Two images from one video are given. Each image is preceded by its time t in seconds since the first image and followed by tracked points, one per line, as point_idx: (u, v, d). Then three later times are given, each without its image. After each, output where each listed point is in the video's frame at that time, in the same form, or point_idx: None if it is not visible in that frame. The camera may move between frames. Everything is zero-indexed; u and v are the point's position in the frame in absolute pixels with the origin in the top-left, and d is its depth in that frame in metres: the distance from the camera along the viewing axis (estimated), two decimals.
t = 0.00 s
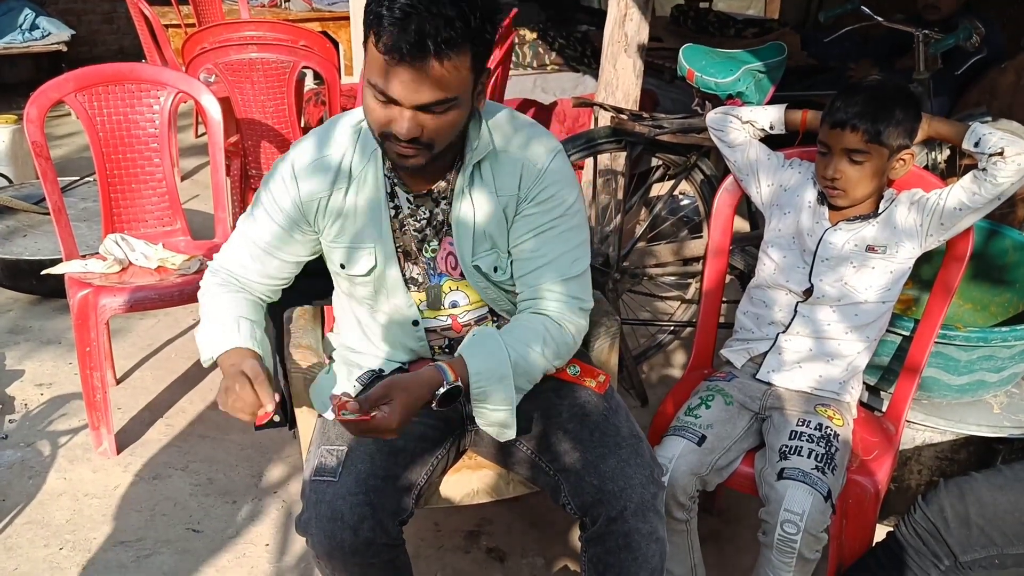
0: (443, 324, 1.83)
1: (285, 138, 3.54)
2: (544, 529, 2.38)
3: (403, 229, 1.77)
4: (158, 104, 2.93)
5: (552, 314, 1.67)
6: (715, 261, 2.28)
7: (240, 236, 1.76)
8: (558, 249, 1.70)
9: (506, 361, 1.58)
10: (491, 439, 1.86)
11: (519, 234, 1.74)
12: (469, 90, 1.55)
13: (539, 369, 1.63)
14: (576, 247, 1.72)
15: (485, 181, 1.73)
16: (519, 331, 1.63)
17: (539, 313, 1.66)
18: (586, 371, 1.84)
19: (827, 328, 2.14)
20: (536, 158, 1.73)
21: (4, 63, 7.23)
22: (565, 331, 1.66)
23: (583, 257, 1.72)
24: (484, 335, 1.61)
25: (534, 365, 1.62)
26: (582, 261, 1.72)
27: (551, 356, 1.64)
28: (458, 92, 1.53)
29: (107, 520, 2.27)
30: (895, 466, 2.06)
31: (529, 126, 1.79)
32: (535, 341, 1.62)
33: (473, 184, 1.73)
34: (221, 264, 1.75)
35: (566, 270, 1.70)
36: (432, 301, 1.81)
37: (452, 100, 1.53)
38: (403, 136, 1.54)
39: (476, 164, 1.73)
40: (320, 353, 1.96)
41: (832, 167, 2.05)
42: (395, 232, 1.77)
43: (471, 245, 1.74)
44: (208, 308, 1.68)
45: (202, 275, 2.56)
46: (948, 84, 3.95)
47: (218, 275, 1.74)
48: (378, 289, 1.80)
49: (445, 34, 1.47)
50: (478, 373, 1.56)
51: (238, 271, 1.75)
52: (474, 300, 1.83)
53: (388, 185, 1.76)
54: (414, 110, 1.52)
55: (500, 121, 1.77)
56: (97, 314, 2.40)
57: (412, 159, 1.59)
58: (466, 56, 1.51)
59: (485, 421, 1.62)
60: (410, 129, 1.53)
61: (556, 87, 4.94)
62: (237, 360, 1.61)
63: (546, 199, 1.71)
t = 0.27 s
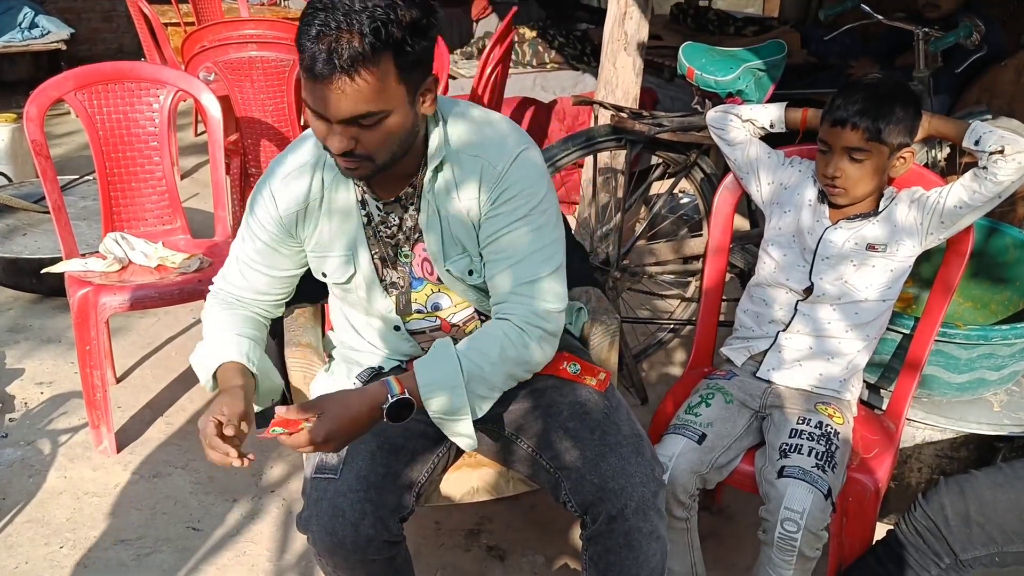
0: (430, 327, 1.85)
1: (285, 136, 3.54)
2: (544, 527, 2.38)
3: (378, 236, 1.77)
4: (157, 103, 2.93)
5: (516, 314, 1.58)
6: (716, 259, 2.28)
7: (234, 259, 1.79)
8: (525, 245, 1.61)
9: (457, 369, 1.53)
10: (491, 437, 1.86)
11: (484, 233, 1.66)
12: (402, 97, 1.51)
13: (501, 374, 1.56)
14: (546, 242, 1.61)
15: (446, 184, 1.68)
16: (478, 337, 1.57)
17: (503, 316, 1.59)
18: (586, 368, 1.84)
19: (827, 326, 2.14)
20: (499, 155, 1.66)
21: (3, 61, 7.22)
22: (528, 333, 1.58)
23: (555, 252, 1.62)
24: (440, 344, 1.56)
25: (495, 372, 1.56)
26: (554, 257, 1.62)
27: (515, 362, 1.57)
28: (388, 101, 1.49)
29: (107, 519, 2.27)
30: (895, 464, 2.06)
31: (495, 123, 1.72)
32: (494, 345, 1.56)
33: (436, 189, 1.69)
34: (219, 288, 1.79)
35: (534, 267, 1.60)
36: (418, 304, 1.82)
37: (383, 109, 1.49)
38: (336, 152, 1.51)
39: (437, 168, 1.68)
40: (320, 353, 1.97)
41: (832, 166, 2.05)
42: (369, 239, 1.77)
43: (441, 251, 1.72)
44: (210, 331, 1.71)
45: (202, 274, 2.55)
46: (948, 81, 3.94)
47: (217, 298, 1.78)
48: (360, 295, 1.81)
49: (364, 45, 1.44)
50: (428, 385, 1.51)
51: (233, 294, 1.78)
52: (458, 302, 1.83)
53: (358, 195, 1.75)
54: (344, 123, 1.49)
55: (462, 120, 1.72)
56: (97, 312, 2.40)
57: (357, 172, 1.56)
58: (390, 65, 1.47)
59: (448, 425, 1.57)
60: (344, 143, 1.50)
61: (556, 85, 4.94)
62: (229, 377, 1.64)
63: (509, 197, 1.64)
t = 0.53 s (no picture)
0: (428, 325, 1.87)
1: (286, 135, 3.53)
2: (546, 524, 2.39)
3: (366, 241, 1.79)
4: (158, 101, 2.93)
5: (494, 305, 1.57)
6: (718, 257, 2.28)
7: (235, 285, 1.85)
8: (501, 233, 1.59)
9: (433, 368, 1.54)
10: (494, 435, 1.87)
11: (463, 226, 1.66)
12: (360, 102, 1.50)
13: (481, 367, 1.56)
14: (522, 227, 1.60)
15: (422, 183, 1.68)
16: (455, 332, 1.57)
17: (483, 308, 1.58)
18: (589, 365, 1.83)
19: (829, 324, 2.14)
20: (470, 146, 1.66)
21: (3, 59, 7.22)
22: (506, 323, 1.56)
23: (534, 238, 1.61)
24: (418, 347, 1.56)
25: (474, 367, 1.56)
26: (533, 243, 1.60)
27: (495, 355, 1.57)
28: (345, 107, 1.49)
29: (109, 517, 2.27)
30: (897, 461, 2.06)
31: (465, 115, 1.72)
32: (472, 340, 1.56)
33: (414, 189, 1.69)
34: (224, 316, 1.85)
35: (512, 255, 1.58)
36: (413, 306, 1.85)
37: (342, 117, 1.49)
38: (303, 163, 1.52)
39: (412, 168, 1.68)
40: (322, 351, 1.93)
41: (834, 163, 2.05)
42: (357, 244, 1.79)
43: (426, 251, 1.73)
44: (219, 358, 1.77)
45: (204, 272, 2.55)
46: (950, 79, 3.94)
47: (224, 325, 1.84)
48: (354, 300, 1.85)
49: (310, 55, 1.43)
50: (407, 390, 1.53)
51: (238, 319, 1.84)
52: (451, 300, 1.84)
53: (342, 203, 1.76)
54: (306, 135, 1.49)
55: (431, 115, 1.72)
56: (98, 311, 2.40)
57: (330, 181, 1.57)
58: (340, 73, 1.46)
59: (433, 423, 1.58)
60: (310, 155, 1.51)
61: (556, 83, 4.93)
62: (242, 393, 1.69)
63: (483, 186, 1.63)
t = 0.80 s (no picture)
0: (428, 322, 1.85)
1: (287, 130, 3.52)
2: (547, 520, 2.39)
3: (363, 241, 1.79)
4: (159, 96, 2.92)
5: (480, 293, 1.56)
6: (720, 253, 2.28)
7: (238, 291, 1.87)
8: (487, 220, 1.58)
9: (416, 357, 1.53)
10: (496, 431, 1.87)
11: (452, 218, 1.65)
12: (340, 105, 1.50)
13: (468, 355, 1.54)
14: (508, 212, 1.58)
15: (411, 179, 1.68)
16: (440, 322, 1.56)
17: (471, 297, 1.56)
18: (591, 361, 1.83)
19: (831, 320, 2.14)
20: (456, 139, 1.66)
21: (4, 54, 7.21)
22: (492, 310, 1.54)
23: (521, 223, 1.58)
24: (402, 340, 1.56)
25: (462, 357, 1.54)
26: (519, 228, 1.58)
27: (483, 344, 1.54)
28: (326, 111, 1.48)
29: (111, 513, 2.28)
30: (898, 457, 2.07)
31: (450, 109, 1.73)
32: (458, 329, 1.54)
33: (404, 187, 1.70)
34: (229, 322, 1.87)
35: (499, 240, 1.56)
36: (411, 305, 1.83)
37: (323, 121, 1.49)
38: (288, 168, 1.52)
39: (401, 164, 1.69)
40: (323, 347, 1.93)
41: (836, 159, 2.05)
42: (352, 244, 1.79)
43: (419, 247, 1.74)
44: (224, 364, 1.79)
45: (205, 267, 2.55)
46: (951, 75, 3.94)
47: (229, 331, 1.86)
48: (353, 299, 1.85)
49: (285, 62, 1.43)
50: (389, 382, 1.52)
51: (242, 324, 1.86)
52: (450, 298, 1.82)
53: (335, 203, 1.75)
54: (289, 141, 1.49)
55: (416, 112, 1.73)
56: (99, 307, 2.39)
57: (318, 184, 1.57)
58: (316, 76, 1.45)
59: (421, 416, 1.56)
60: (295, 161, 1.51)
61: (557, 79, 4.92)
62: (249, 400, 1.70)
63: (472, 174, 1.62)
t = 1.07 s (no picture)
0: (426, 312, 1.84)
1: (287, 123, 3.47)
2: (548, 511, 2.39)
3: (359, 233, 1.79)
4: (159, 87, 2.92)
5: (473, 281, 1.55)
6: (720, 244, 2.27)
7: (239, 285, 1.87)
8: (481, 208, 1.57)
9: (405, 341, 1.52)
10: (496, 422, 1.87)
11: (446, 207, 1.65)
12: (332, 97, 1.50)
13: (460, 342, 1.54)
14: (501, 199, 1.57)
15: (406, 170, 1.68)
16: (431, 308, 1.55)
17: (464, 284, 1.56)
18: (591, 352, 1.83)
19: (831, 311, 2.14)
20: (449, 128, 1.66)
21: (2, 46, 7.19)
22: (485, 297, 1.54)
23: (514, 210, 1.58)
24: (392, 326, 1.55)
25: (454, 345, 1.54)
26: (513, 215, 1.57)
27: (476, 332, 1.54)
28: (318, 103, 1.48)
29: (112, 504, 2.28)
30: (898, 448, 2.07)
31: (444, 99, 1.72)
32: (451, 316, 1.54)
33: (399, 177, 1.69)
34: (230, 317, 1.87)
35: (493, 228, 1.56)
36: (409, 297, 1.83)
37: (315, 113, 1.48)
38: (282, 161, 1.53)
39: (395, 155, 1.69)
40: (324, 338, 1.93)
41: (835, 150, 2.05)
42: (350, 237, 1.79)
43: (416, 238, 1.75)
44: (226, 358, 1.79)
45: (205, 259, 2.55)
46: (952, 66, 3.93)
47: (231, 325, 1.87)
48: (351, 291, 1.86)
49: (275, 56, 1.43)
50: (379, 366, 1.51)
51: (243, 319, 1.86)
52: (449, 289, 1.82)
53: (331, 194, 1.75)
54: (281, 134, 1.49)
55: (409, 102, 1.72)
56: (100, 299, 2.39)
57: (313, 176, 1.57)
58: (307, 68, 1.45)
59: (408, 399, 1.55)
60: (289, 154, 1.51)
61: (557, 70, 4.91)
62: (251, 394, 1.70)
63: (467, 164, 1.61)
